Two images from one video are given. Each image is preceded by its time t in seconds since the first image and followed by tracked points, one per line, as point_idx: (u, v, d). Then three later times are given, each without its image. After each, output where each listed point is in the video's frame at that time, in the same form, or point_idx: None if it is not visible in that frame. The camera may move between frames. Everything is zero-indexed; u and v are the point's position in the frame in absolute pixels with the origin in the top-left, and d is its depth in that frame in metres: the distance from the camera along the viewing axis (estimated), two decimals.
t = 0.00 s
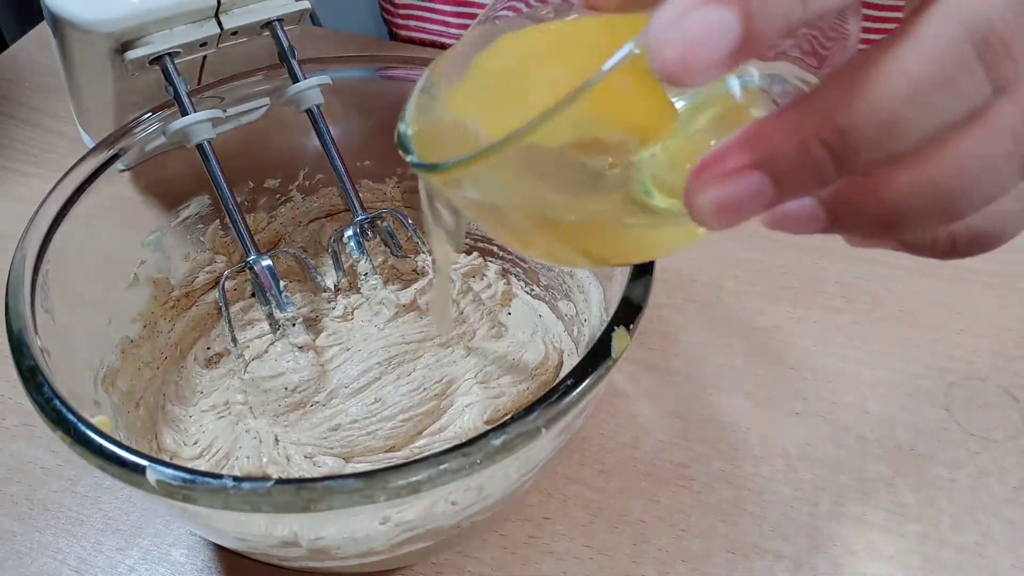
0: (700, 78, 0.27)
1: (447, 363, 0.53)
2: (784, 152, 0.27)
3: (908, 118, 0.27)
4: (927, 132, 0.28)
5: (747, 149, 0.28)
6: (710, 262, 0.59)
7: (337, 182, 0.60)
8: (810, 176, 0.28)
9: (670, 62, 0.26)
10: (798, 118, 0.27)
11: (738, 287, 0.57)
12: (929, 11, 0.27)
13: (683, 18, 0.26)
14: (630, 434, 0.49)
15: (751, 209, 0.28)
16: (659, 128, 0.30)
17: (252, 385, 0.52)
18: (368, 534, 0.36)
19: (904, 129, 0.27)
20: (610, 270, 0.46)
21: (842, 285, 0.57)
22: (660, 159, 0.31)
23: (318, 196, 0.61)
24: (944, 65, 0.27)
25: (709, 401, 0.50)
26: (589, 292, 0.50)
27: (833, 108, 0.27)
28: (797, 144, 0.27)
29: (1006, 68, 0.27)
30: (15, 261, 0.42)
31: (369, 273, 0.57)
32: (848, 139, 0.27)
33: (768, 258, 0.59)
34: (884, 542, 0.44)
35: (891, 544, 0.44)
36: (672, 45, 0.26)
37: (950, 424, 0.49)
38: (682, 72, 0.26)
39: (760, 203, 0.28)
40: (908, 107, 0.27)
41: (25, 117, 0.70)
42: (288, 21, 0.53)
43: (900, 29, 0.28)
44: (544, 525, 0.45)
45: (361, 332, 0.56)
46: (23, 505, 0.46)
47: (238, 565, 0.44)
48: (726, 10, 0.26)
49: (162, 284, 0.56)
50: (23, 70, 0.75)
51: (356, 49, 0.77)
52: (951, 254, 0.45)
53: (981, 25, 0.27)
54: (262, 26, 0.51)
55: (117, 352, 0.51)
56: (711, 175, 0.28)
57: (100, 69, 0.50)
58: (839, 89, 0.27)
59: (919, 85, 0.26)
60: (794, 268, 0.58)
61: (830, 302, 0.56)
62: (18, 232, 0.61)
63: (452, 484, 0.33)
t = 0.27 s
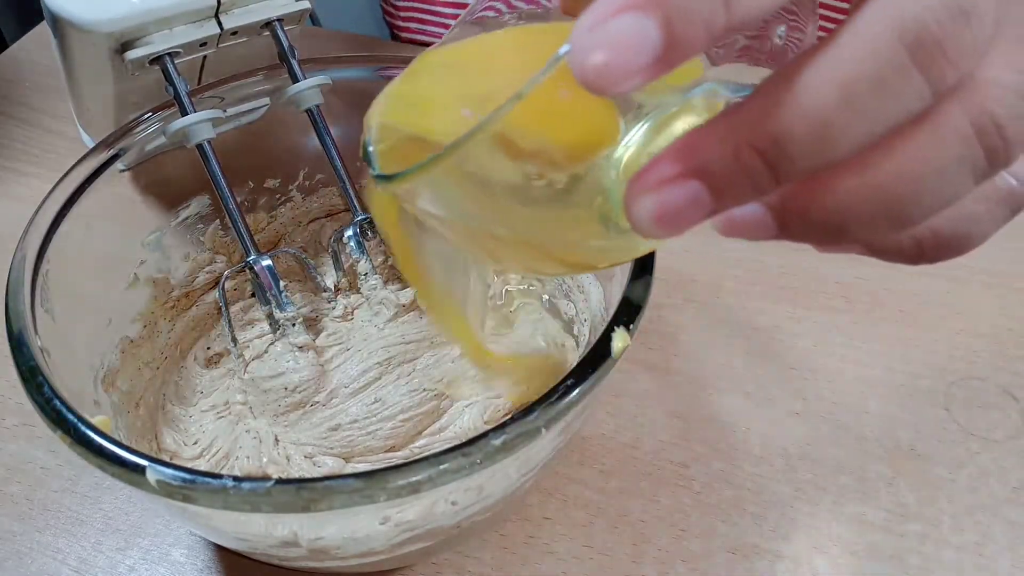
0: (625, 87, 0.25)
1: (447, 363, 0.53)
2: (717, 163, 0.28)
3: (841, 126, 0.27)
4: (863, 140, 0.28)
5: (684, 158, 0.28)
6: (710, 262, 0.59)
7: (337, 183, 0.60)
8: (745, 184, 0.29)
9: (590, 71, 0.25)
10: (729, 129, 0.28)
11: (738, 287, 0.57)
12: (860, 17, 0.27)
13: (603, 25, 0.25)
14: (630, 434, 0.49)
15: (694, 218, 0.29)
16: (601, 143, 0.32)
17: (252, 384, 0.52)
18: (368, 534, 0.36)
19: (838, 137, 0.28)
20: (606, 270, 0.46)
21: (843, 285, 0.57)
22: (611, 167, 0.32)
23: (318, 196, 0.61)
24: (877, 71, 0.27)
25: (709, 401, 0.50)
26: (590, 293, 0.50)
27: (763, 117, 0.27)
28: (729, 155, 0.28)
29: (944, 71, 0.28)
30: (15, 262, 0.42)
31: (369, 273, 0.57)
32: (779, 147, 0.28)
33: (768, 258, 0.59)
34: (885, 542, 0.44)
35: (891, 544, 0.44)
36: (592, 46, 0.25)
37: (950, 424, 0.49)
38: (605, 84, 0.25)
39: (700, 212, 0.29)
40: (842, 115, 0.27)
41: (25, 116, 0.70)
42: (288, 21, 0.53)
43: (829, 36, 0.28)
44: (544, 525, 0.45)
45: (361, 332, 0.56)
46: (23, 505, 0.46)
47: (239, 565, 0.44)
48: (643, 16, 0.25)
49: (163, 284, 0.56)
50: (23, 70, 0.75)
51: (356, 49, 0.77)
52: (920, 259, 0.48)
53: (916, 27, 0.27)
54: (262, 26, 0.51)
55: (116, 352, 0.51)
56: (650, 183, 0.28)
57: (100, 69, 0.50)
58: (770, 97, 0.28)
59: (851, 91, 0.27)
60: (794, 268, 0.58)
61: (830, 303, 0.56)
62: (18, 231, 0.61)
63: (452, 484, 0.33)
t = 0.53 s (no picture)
0: (559, 78, 0.25)
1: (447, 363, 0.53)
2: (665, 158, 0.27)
3: (791, 115, 0.26)
4: (815, 132, 0.26)
5: (631, 154, 0.27)
6: (709, 262, 0.59)
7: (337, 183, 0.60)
8: (695, 180, 0.27)
9: (526, 58, 0.24)
10: (678, 121, 0.26)
11: (738, 287, 0.57)
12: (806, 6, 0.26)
13: (533, 11, 0.24)
14: (629, 434, 0.49)
15: (645, 216, 0.27)
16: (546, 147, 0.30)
17: (252, 384, 0.52)
18: (368, 534, 0.36)
19: (789, 126, 0.26)
20: (610, 268, 0.46)
21: (843, 285, 0.57)
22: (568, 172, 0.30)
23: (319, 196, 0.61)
24: (828, 56, 0.25)
25: (709, 401, 0.50)
26: (590, 292, 0.49)
27: (709, 110, 0.26)
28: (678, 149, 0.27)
29: (897, 58, 0.26)
30: (15, 262, 0.42)
31: (368, 273, 0.57)
32: (727, 138, 0.26)
33: (768, 258, 0.59)
34: (884, 542, 0.44)
35: (891, 544, 0.44)
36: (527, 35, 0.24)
37: (950, 424, 0.49)
38: (539, 74, 0.24)
39: (652, 209, 0.27)
40: (791, 104, 0.26)
41: (25, 116, 0.70)
42: (288, 21, 0.53)
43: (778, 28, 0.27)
44: (543, 525, 0.45)
45: (361, 332, 0.56)
46: (23, 505, 0.46)
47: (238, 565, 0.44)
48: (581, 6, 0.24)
49: (163, 284, 0.56)
50: (23, 70, 0.75)
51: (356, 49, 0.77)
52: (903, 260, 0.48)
53: (865, 13, 0.25)
54: (262, 26, 0.51)
55: (116, 351, 0.51)
56: (595, 181, 0.27)
57: (100, 69, 0.50)
58: (713, 91, 0.26)
59: (798, 81, 0.25)
60: (794, 268, 0.58)
61: (831, 303, 0.56)
62: (18, 231, 0.61)
63: (452, 484, 0.33)
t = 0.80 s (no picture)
0: (516, 53, 0.24)
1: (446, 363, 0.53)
2: (629, 143, 0.26)
3: (756, 97, 0.25)
4: (785, 115, 0.26)
5: (595, 140, 0.27)
6: (709, 262, 0.59)
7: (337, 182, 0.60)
8: (661, 164, 0.27)
9: (483, 32, 0.24)
10: (643, 104, 0.26)
11: (739, 287, 0.57)
12: None
13: None
14: (629, 434, 0.49)
15: (610, 203, 0.27)
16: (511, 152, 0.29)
17: (252, 384, 0.53)
18: (368, 534, 0.36)
19: (755, 109, 0.25)
20: (612, 268, 0.45)
21: (843, 285, 0.57)
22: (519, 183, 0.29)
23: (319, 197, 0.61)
24: (795, 36, 0.25)
25: (709, 401, 0.50)
26: (589, 291, 0.50)
27: (673, 94, 0.25)
28: (644, 134, 0.26)
29: (866, 37, 0.26)
30: (15, 262, 0.42)
31: (368, 273, 0.58)
32: (693, 121, 0.25)
33: (769, 258, 0.59)
34: (884, 542, 0.44)
35: (891, 544, 0.44)
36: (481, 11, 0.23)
37: (950, 424, 0.49)
38: (492, 48, 0.24)
39: (618, 195, 0.27)
40: (758, 86, 0.25)
41: (25, 116, 0.70)
42: (288, 21, 0.53)
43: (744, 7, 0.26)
44: (543, 525, 0.45)
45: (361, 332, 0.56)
46: (23, 505, 0.46)
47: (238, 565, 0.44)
48: None
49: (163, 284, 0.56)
50: (23, 70, 0.75)
51: (356, 49, 0.77)
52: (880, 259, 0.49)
53: None
54: (262, 26, 0.51)
55: (116, 351, 0.51)
56: (560, 169, 0.27)
57: (100, 69, 0.50)
58: (679, 74, 0.26)
59: (765, 60, 0.25)
60: (794, 268, 0.58)
61: (831, 303, 0.56)
62: (18, 231, 0.61)
63: (452, 484, 0.33)
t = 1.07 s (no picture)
0: (518, 64, 0.24)
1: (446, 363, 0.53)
2: (626, 153, 0.27)
3: (754, 111, 0.25)
4: (780, 129, 0.26)
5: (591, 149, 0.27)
6: (710, 262, 0.59)
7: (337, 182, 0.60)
8: (656, 175, 0.27)
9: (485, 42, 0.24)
10: (640, 115, 0.26)
11: (739, 287, 0.57)
12: None
13: None
14: (629, 434, 0.49)
15: (604, 211, 0.27)
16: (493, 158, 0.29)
17: (252, 384, 0.53)
18: (368, 534, 0.36)
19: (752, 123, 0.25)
20: (614, 269, 0.46)
21: (843, 285, 0.57)
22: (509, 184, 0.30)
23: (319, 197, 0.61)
24: (796, 49, 0.25)
25: (709, 401, 0.50)
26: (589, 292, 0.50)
27: (670, 106, 0.25)
28: (640, 146, 0.26)
29: (864, 53, 0.26)
30: (15, 262, 0.42)
31: (368, 273, 0.57)
32: (690, 134, 0.25)
33: (768, 258, 0.59)
34: (884, 542, 0.44)
35: (890, 544, 0.44)
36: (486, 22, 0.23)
37: (950, 424, 0.49)
38: (495, 58, 0.24)
39: (612, 205, 0.27)
40: (754, 101, 0.25)
41: (25, 117, 0.70)
42: (288, 21, 0.53)
43: (746, 19, 0.26)
44: (543, 525, 0.45)
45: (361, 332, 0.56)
46: (23, 505, 0.46)
47: (238, 565, 0.44)
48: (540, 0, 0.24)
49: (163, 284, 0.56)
50: (22, 70, 0.75)
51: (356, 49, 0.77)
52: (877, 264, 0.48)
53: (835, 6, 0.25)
54: (262, 26, 0.51)
55: (116, 351, 0.51)
56: (557, 177, 0.27)
57: (100, 69, 0.50)
58: (678, 86, 0.26)
59: (763, 76, 0.25)
60: (794, 268, 0.58)
61: (831, 303, 0.56)
62: (18, 231, 0.61)
63: (452, 484, 0.33)
